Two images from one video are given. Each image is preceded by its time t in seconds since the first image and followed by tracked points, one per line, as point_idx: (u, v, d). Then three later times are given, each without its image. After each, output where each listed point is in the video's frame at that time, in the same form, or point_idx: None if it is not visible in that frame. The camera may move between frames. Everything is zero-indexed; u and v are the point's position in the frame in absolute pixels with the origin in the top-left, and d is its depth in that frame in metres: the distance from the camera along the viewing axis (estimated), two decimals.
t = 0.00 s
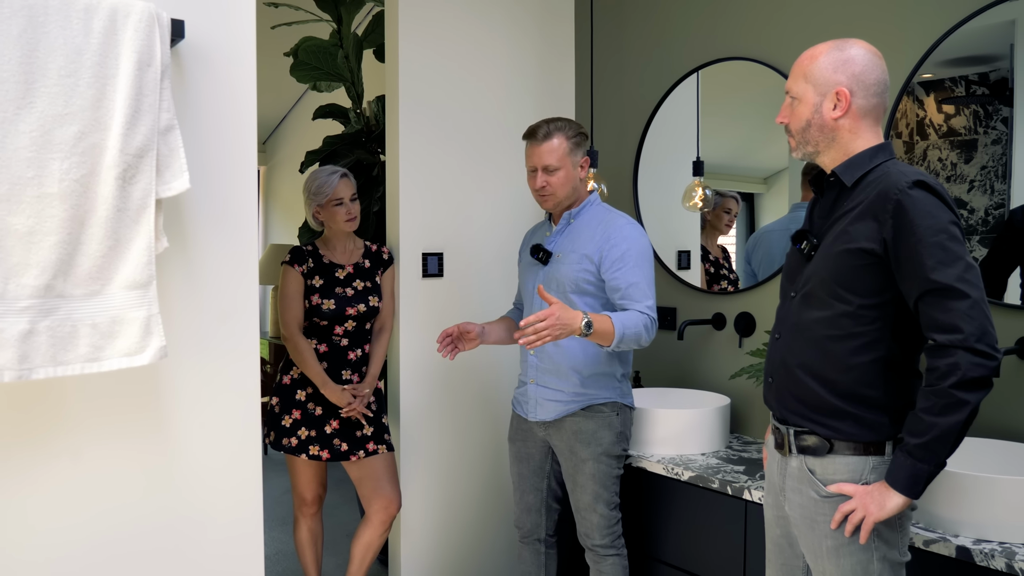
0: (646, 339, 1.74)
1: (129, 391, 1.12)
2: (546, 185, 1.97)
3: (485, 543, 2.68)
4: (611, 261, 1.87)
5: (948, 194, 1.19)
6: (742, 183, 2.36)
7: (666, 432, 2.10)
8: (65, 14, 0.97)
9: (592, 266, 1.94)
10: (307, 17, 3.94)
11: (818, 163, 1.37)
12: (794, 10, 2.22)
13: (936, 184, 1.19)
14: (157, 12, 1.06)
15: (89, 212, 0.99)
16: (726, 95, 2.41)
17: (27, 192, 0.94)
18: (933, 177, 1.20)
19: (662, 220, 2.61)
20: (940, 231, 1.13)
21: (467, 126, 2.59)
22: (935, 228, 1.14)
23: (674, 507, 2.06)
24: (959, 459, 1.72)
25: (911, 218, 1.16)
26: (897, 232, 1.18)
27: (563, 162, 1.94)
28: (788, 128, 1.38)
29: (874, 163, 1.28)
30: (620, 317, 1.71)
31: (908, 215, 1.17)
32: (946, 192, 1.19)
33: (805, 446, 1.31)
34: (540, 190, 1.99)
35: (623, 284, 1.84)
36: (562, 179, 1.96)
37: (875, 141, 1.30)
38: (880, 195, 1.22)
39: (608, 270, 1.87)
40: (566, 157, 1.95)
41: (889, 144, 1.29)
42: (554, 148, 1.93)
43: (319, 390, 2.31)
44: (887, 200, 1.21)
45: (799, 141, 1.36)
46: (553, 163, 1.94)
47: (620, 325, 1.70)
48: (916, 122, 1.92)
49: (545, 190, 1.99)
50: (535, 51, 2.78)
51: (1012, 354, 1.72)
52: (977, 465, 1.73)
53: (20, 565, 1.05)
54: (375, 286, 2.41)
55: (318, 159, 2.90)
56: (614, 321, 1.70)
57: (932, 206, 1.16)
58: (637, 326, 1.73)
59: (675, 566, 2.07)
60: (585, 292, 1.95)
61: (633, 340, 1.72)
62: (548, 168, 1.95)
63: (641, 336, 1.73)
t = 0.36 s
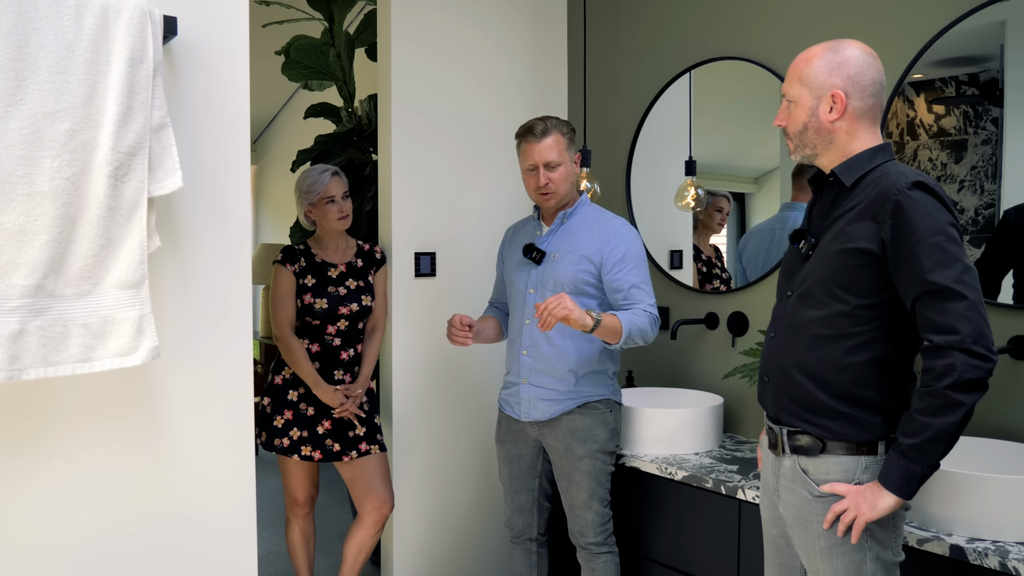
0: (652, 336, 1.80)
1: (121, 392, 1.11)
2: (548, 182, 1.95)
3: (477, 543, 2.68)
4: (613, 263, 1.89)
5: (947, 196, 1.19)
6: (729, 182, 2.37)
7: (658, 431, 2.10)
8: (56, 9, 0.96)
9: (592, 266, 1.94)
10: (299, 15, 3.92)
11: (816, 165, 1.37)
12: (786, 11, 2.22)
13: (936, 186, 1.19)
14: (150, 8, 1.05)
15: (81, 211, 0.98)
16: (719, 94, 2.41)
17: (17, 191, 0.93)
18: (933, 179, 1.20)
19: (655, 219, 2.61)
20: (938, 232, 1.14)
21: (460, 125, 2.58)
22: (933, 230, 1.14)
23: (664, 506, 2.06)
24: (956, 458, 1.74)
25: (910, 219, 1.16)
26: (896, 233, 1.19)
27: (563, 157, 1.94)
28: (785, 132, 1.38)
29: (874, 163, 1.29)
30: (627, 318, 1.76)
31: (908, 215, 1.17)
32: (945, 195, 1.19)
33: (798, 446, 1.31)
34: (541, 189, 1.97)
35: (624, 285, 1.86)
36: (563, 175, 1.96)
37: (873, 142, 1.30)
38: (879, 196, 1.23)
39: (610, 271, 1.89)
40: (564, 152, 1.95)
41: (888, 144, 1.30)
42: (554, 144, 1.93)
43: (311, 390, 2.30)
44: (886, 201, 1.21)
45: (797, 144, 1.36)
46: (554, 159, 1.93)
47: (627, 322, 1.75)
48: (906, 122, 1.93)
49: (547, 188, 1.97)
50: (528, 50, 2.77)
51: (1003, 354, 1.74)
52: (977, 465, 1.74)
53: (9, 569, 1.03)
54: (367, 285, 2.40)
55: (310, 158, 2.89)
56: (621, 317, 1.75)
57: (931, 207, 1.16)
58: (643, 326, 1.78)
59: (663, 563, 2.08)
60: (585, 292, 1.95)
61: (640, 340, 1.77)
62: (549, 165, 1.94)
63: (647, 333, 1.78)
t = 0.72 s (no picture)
0: (640, 335, 1.81)
1: (115, 393, 1.10)
2: (542, 181, 1.95)
3: (470, 543, 2.68)
4: (608, 261, 1.90)
5: (940, 194, 1.20)
6: (718, 182, 2.38)
7: (651, 431, 2.11)
8: (49, 7, 0.95)
9: (585, 264, 1.94)
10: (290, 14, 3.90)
11: (808, 166, 1.38)
12: (778, 12, 2.23)
13: (928, 185, 1.20)
14: (143, 7, 1.04)
15: (74, 210, 0.97)
16: (710, 94, 2.42)
17: (10, 190, 0.92)
18: (925, 178, 1.21)
19: (648, 219, 2.62)
20: (932, 232, 1.14)
21: (453, 125, 2.58)
22: (928, 230, 1.15)
23: (657, 506, 2.07)
24: (953, 457, 1.76)
25: (904, 219, 1.17)
26: (891, 233, 1.19)
27: (556, 156, 1.95)
28: (776, 133, 1.39)
29: (865, 163, 1.30)
30: (610, 317, 1.78)
31: (901, 216, 1.18)
32: (938, 193, 1.20)
33: (799, 447, 1.32)
34: (535, 188, 1.96)
35: (616, 282, 1.88)
36: (557, 175, 1.97)
37: (865, 142, 1.31)
38: (873, 196, 1.24)
39: (602, 269, 1.90)
40: (556, 151, 1.95)
41: (879, 144, 1.31)
42: (547, 144, 1.93)
43: (304, 391, 2.29)
44: (879, 201, 1.22)
45: (788, 145, 1.37)
46: (548, 158, 1.93)
47: (610, 323, 1.77)
48: (896, 123, 1.95)
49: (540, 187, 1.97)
50: (520, 50, 2.77)
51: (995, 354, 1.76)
52: (972, 464, 1.76)
53: None
54: (360, 285, 2.39)
55: (302, 158, 2.88)
56: (602, 318, 1.77)
57: (924, 207, 1.17)
58: (626, 324, 1.79)
59: (657, 563, 2.08)
60: (579, 291, 1.96)
61: (623, 337, 1.79)
62: (543, 164, 1.94)
63: (634, 332, 1.80)
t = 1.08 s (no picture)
0: (616, 338, 1.79)
1: (109, 393, 1.09)
2: (529, 184, 1.95)
3: (464, 543, 2.68)
4: (592, 259, 1.90)
5: (936, 193, 1.22)
6: (710, 182, 2.39)
7: (644, 430, 2.11)
8: (42, 4, 0.94)
9: (572, 263, 1.94)
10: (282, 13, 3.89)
11: (812, 168, 1.37)
12: (771, 13, 2.24)
13: (924, 183, 1.22)
14: (137, 5, 1.04)
15: (68, 209, 0.97)
16: (703, 95, 2.43)
17: (3, 188, 0.91)
18: (921, 176, 1.23)
19: (640, 219, 2.62)
20: (930, 229, 1.16)
21: (446, 124, 2.58)
22: (925, 227, 1.16)
23: (651, 505, 2.07)
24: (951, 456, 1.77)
25: (901, 217, 1.19)
26: (888, 230, 1.20)
27: (540, 158, 1.94)
28: (777, 141, 1.36)
29: (860, 162, 1.31)
30: (581, 328, 1.77)
31: (899, 213, 1.19)
32: (934, 191, 1.22)
33: (797, 444, 1.33)
34: (522, 191, 1.97)
35: (602, 281, 1.87)
36: (542, 176, 1.96)
37: (861, 140, 1.33)
38: (869, 194, 1.25)
39: (588, 267, 1.90)
40: (540, 153, 1.95)
41: (873, 143, 1.32)
42: (530, 147, 1.92)
43: (297, 391, 2.28)
44: (877, 199, 1.23)
45: (795, 151, 1.34)
46: (532, 161, 1.93)
47: (580, 334, 1.76)
48: (887, 124, 1.96)
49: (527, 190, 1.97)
50: (514, 50, 2.78)
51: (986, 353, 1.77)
52: (968, 462, 1.77)
53: None
54: (353, 285, 2.39)
55: (294, 157, 2.87)
56: (571, 333, 1.77)
57: (921, 204, 1.18)
58: (600, 330, 1.78)
59: (651, 563, 2.09)
60: (567, 289, 1.96)
61: (600, 342, 1.77)
62: (528, 167, 1.94)
63: (608, 337, 1.78)
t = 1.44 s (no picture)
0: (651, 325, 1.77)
1: (103, 393, 1.09)
2: (496, 188, 1.99)
3: (458, 544, 2.68)
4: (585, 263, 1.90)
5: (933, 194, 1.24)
6: (702, 182, 2.40)
7: (638, 430, 2.12)
8: (36, 4, 0.94)
9: (566, 265, 1.95)
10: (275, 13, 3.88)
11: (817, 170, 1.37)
12: (764, 14, 2.25)
13: (922, 184, 1.24)
14: (132, 4, 1.04)
15: (62, 209, 0.97)
16: (696, 95, 2.44)
17: None
18: (919, 177, 1.25)
19: (633, 220, 2.63)
20: (929, 229, 1.17)
21: (440, 125, 2.58)
22: (925, 226, 1.18)
23: (645, 505, 2.08)
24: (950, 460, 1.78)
25: (901, 216, 1.20)
26: (888, 229, 1.22)
27: (508, 161, 1.95)
28: (786, 145, 1.33)
29: (857, 162, 1.32)
30: (627, 315, 1.72)
31: (899, 213, 1.20)
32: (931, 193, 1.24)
33: (794, 442, 1.34)
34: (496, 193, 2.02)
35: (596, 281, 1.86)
36: (513, 180, 1.97)
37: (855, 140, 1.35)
38: (869, 194, 1.26)
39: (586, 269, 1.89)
40: (511, 156, 1.95)
41: (868, 145, 1.34)
42: (498, 151, 1.95)
43: (291, 391, 2.28)
44: (876, 199, 1.25)
45: (808, 155, 1.32)
46: (501, 166, 1.95)
47: (632, 320, 1.71)
48: (879, 124, 1.98)
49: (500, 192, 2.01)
50: (508, 51, 2.78)
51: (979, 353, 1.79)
52: (968, 462, 1.78)
53: None
54: (347, 285, 2.39)
55: (288, 157, 2.87)
56: (626, 319, 1.71)
57: (921, 204, 1.20)
58: (642, 317, 1.74)
59: (645, 562, 2.09)
60: (559, 291, 1.96)
61: (645, 329, 1.74)
62: (496, 171, 1.97)
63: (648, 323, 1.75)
